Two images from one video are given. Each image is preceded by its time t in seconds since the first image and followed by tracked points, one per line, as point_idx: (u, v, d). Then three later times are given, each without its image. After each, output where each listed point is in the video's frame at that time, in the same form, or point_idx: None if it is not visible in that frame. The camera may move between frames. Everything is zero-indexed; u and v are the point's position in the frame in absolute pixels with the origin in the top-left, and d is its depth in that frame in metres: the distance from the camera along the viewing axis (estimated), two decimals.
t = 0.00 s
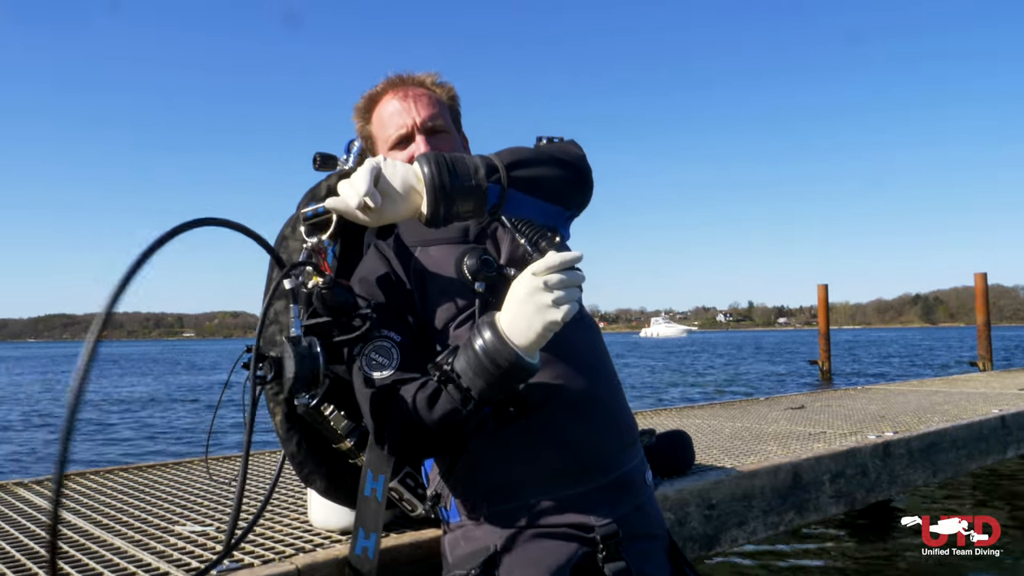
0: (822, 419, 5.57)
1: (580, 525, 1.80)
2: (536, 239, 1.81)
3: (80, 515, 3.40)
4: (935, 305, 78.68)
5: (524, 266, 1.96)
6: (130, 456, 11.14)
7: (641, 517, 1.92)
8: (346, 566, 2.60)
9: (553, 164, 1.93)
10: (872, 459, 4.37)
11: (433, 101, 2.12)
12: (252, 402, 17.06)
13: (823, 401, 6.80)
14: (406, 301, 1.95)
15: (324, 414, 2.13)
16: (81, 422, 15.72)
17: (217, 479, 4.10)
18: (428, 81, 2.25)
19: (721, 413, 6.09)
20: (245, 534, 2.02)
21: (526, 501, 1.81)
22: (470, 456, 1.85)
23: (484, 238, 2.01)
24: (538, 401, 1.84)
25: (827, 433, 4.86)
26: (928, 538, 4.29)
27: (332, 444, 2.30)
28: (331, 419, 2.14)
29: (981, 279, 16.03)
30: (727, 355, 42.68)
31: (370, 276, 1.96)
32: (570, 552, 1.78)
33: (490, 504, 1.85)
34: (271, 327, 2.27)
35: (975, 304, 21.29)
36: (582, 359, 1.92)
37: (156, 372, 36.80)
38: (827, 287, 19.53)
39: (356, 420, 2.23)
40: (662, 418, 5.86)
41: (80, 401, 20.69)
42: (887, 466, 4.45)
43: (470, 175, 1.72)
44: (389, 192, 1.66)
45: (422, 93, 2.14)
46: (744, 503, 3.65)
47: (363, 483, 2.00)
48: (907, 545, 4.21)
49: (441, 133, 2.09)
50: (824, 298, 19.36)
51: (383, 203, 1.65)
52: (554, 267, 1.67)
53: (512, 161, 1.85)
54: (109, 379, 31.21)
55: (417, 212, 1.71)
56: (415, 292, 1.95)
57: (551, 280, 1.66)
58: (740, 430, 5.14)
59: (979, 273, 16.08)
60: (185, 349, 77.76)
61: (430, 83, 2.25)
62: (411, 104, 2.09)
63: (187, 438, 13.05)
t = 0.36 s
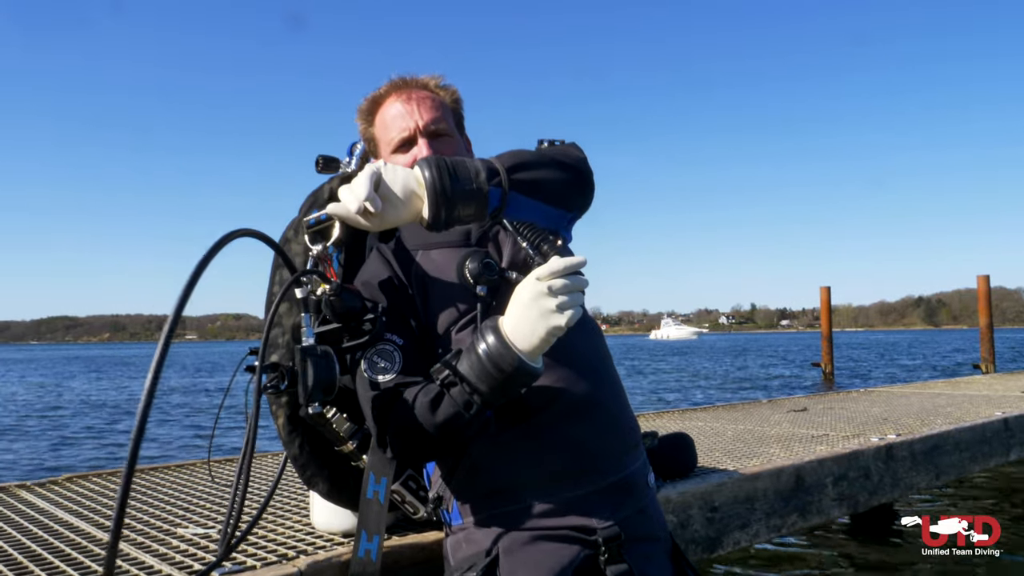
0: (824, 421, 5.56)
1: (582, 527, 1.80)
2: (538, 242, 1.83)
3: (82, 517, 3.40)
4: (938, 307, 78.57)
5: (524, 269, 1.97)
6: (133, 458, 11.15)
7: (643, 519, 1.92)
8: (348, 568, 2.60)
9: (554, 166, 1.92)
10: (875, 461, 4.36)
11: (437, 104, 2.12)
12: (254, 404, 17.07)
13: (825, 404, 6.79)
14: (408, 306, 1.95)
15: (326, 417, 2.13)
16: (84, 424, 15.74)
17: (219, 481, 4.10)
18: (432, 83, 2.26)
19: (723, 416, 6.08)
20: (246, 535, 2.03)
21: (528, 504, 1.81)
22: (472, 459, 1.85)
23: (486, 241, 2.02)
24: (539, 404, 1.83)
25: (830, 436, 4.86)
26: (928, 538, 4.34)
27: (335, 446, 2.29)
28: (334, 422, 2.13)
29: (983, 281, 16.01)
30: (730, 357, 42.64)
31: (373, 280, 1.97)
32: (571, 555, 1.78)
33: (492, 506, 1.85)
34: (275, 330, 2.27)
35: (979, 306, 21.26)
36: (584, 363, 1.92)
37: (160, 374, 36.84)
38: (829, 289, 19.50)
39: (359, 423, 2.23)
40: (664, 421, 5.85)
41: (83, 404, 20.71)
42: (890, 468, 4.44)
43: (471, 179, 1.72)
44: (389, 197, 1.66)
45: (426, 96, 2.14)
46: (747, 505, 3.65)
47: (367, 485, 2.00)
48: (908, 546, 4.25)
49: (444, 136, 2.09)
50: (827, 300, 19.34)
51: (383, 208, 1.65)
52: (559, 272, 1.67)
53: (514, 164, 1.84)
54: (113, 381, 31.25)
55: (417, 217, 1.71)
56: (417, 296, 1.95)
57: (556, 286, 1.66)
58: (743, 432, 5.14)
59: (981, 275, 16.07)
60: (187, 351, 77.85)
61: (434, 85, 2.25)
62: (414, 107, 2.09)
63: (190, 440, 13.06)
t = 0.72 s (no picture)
0: (828, 424, 5.55)
1: (583, 529, 1.80)
2: (540, 244, 1.82)
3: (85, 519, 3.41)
4: (942, 309, 78.38)
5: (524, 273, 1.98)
6: (136, 460, 11.17)
7: (645, 521, 1.92)
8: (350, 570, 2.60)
9: (555, 168, 1.93)
10: (878, 463, 4.35)
11: (438, 106, 2.12)
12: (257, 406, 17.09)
13: (829, 405, 6.78)
14: (410, 309, 1.95)
15: (328, 418, 2.13)
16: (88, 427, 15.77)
17: (222, 483, 4.11)
18: (434, 85, 2.26)
19: (727, 418, 6.07)
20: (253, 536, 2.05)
21: (530, 506, 1.81)
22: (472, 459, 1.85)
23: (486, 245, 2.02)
24: (540, 406, 1.83)
25: (833, 437, 4.85)
26: (928, 538, 4.37)
27: (337, 448, 2.29)
28: (336, 424, 2.14)
29: (988, 283, 15.96)
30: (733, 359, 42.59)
31: (374, 283, 1.96)
32: (573, 557, 1.78)
33: (493, 509, 1.85)
34: (277, 332, 2.28)
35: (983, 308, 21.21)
36: (585, 364, 1.91)
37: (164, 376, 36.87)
38: (833, 291, 19.46)
39: (361, 425, 2.23)
40: (667, 423, 5.85)
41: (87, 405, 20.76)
42: (893, 470, 4.43)
43: (472, 182, 1.72)
44: (389, 203, 1.67)
45: (428, 98, 2.14)
46: (749, 507, 3.64)
47: (368, 487, 2.00)
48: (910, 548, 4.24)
49: (446, 139, 2.10)
50: (831, 302, 19.30)
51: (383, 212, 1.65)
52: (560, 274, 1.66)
53: (514, 166, 1.85)
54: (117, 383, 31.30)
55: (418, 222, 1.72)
56: (419, 301, 1.95)
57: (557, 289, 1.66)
58: (746, 434, 5.13)
59: (985, 277, 16.01)
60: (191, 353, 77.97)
61: (436, 87, 2.26)
62: (415, 109, 2.10)
63: (193, 442, 13.08)
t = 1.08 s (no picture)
0: (827, 425, 5.55)
1: (594, 532, 1.80)
2: (543, 249, 1.78)
3: (85, 521, 3.41)
4: (942, 310, 78.38)
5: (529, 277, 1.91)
6: (137, 462, 11.17)
7: (653, 523, 1.92)
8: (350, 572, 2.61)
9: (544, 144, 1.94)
10: (878, 465, 4.35)
11: (431, 113, 2.12)
12: (258, 408, 17.09)
13: (829, 407, 6.78)
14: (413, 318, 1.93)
15: (328, 421, 2.13)
16: (88, 429, 15.77)
17: (222, 485, 4.11)
18: (428, 92, 2.26)
19: (727, 420, 6.07)
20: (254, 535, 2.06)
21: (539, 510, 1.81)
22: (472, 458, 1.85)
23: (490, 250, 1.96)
24: (547, 409, 1.82)
25: (833, 439, 4.86)
26: (928, 538, 4.38)
27: (336, 451, 2.29)
28: (336, 426, 2.14)
29: (987, 284, 15.96)
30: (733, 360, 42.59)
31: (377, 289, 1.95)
32: (583, 561, 1.79)
33: (500, 512, 1.85)
34: (277, 335, 2.28)
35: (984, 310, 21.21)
36: (593, 363, 1.89)
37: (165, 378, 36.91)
38: (833, 293, 19.46)
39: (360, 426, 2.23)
40: (667, 425, 5.85)
41: (87, 408, 20.76)
42: (893, 472, 4.43)
43: (465, 155, 1.75)
44: (383, 177, 1.66)
45: (420, 106, 2.14)
46: (749, 509, 3.64)
47: (368, 490, 1.99)
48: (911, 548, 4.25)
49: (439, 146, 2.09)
50: (830, 304, 19.31)
51: (376, 187, 1.66)
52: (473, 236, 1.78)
53: (505, 143, 1.89)
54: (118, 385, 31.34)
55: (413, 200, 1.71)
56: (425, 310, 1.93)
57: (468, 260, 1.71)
58: (746, 436, 5.14)
59: (986, 278, 16.00)
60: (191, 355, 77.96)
61: (430, 94, 2.26)
62: (408, 118, 2.10)
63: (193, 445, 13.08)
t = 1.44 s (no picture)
0: (827, 427, 5.55)
1: (605, 536, 1.80)
2: (546, 253, 1.82)
3: (85, 524, 3.41)
4: (942, 312, 78.38)
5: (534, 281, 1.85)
6: (136, 464, 11.16)
7: (662, 526, 1.92)
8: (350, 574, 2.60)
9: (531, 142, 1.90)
10: (878, 467, 4.35)
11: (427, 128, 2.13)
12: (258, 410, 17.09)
13: (829, 409, 6.78)
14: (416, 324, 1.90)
15: (328, 422, 2.14)
16: (87, 431, 15.75)
17: (221, 487, 4.11)
18: (426, 104, 2.26)
19: (727, 421, 6.07)
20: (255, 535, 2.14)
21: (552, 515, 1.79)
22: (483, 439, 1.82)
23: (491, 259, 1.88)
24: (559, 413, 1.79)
25: (832, 441, 4.85)
26: (929, 538, 4.38)
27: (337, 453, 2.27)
28: (336, 427, 2.13)
29: (988, 285, 15.96)
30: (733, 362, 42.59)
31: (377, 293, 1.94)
32: (594, 565, 1.78)
33: (513, 517, 1.83)
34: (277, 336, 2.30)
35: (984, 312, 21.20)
36: (597, 368, 1.85)
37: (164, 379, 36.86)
38: (833, 294, 19.46)
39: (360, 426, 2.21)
40: (666, 427, 5.84)
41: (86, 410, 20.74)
42: (893, 474, 4.43)
43: (447, 152, 1.74)
44: (365, 173, 1.69)
45: (416, 121, 2.15)
46: (749, 511, 3.64)
47: (368, 491, 2.01)
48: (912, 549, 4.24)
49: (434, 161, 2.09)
50: (830, 305, 19.31)
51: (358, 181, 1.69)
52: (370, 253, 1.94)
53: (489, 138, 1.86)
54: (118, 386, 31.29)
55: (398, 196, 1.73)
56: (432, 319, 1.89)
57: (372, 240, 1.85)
58: (745, 438, 5.13)
59: (986, 280, 15.99)
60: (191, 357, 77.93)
61: (428, 106, 2.26)
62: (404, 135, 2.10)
63: (193, 446, 13.07)
